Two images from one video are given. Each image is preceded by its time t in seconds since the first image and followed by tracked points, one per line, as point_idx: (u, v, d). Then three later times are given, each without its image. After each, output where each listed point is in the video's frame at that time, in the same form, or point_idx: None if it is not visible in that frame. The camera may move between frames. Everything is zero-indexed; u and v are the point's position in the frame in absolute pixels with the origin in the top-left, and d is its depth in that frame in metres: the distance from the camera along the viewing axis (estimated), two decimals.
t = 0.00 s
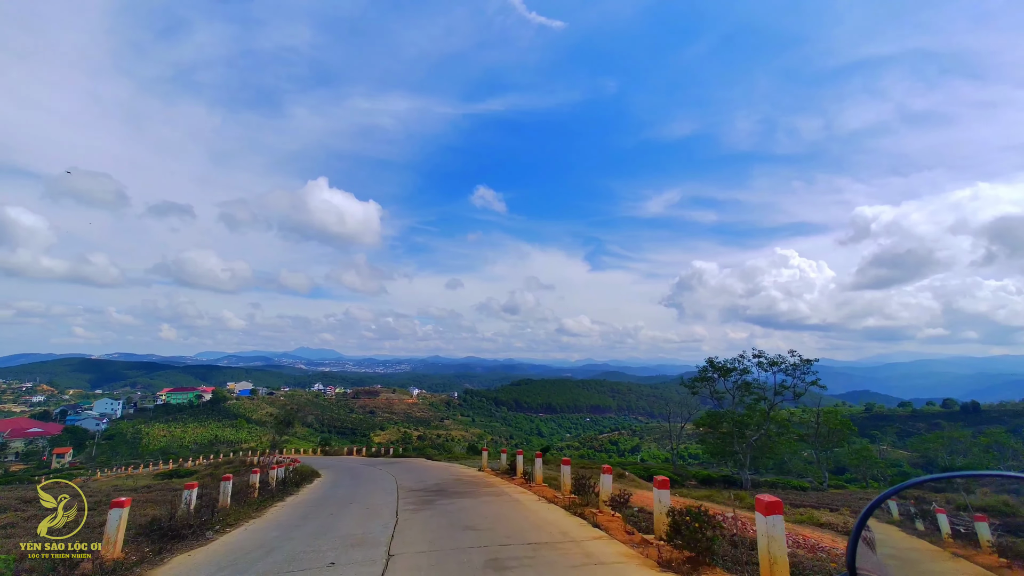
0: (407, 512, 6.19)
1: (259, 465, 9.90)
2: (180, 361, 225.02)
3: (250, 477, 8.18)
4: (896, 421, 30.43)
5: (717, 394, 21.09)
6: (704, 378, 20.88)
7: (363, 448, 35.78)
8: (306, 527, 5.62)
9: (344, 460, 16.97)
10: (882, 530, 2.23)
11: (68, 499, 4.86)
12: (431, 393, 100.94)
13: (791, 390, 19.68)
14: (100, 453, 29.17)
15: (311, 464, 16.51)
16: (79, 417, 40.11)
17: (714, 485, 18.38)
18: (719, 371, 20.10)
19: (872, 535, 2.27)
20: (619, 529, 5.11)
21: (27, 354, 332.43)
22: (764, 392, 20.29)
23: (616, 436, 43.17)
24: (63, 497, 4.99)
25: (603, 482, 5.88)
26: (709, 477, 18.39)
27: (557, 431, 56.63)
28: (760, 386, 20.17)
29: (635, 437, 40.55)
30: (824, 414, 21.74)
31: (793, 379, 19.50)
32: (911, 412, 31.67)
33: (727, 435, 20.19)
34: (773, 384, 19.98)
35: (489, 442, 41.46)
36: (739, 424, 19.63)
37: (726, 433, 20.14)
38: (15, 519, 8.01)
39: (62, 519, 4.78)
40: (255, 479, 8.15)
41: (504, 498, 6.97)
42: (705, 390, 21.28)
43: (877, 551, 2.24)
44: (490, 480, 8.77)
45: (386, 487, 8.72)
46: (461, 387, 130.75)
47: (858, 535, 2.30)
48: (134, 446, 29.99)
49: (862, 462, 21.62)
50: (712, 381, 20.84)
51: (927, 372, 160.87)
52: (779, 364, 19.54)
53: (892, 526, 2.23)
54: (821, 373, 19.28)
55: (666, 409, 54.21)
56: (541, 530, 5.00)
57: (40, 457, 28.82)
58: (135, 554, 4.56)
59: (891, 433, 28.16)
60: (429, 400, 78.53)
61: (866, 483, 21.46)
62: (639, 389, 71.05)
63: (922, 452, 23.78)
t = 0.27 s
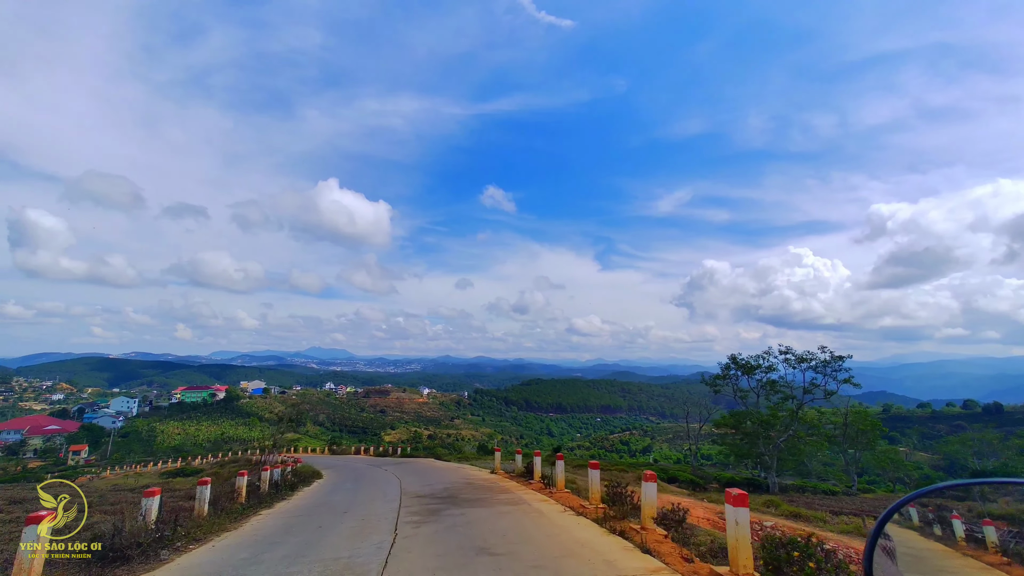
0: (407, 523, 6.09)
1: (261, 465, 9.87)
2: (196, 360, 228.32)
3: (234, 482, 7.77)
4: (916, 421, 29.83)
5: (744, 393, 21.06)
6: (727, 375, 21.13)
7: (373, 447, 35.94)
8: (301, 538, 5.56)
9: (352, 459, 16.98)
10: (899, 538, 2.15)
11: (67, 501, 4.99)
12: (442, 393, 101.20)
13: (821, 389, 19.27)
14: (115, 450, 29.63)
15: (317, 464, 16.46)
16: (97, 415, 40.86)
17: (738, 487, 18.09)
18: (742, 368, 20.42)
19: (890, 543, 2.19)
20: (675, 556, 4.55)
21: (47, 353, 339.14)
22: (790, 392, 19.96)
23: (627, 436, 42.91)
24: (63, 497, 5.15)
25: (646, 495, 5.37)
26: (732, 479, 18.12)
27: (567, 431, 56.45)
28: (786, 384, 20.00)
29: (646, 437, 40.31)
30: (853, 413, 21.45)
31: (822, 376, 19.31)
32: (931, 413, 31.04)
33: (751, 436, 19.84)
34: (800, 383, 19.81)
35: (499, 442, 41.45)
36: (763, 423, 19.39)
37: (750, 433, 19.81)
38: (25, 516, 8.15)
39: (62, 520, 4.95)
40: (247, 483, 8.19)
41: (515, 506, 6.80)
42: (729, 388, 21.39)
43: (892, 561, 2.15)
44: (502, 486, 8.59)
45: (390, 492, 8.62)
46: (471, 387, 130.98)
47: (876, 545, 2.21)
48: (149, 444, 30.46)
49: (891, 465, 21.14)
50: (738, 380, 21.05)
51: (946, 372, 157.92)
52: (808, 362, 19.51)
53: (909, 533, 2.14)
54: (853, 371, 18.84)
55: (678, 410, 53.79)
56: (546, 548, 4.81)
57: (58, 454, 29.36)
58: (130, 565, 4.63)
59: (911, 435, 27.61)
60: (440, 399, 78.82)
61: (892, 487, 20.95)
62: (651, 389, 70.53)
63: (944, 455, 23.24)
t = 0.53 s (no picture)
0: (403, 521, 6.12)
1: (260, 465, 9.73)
2: (205, 359, 230.27)
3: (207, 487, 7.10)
4: (930, 422, 29.38)
5: (763, 391, 20.34)
6: (746, 372, 20.43)
7: (379, 446, 35.94)
8: (295, 534, 5.62)
9: (357, 460, 16.97)
10: (934, 549, 2.03)
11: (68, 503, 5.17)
12: (448, 392, 101.25)
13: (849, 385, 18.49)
14: (123, 449, 29.89)
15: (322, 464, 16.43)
16: (106, 414, 41.20)
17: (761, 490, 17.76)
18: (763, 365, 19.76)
19: (926, 557, 2.06)
20: None
21: (59, 352, 343.38)
22: (815, 389, 19.15)
23: (635, 436, 42.64)
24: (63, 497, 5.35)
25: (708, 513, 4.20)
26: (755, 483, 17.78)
27: (574, 431, 56.26)
28: (811, 382, 19.22)
29: (653, 438, 40.09)
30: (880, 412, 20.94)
31: (850, 372, 18.45)
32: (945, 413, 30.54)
33: (775, 438, 19.51)
34: (826, 379, 19.00)
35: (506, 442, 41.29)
36: (786, 424, 18.89)
37: (772, 434, 19.50)
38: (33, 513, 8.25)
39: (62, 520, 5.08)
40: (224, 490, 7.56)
41: (519, 508, 6.74)
42: (750, 386, 20.60)
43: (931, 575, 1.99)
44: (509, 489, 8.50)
45: (392, 492, 8.61)
46: (478, 386, 130.97)
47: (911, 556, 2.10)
48: (157, 442, 30.64)
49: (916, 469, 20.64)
50: (757, 377, 20.33)
51: (957, 373, 155.90)
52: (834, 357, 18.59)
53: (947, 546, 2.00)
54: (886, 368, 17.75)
55: (686, 410, 53.42)
56: (547, 544, 4.77)
57: (67, 452, 29.69)
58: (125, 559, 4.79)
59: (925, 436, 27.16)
60: (446, 399, 78.93)
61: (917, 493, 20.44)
62: (658, 389, 70.07)
63: (961, 458, 22.80)
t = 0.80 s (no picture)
0: (396, 522, 6.09)
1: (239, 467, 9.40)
2: (210, 359, 231.41)
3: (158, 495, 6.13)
4: (939, 422, 29.01)
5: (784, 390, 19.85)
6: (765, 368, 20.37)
7: (382, 445, 35.87)
8: (256, 557, 4.75)
9: (357, 460, 16.87)
10: (927, 524, 1.88)
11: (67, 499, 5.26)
12: (452, 391, 101.19)
13: (875, 382, 17.39)
14: (126, 448, 29.97)
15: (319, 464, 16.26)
16: (111, 413, 41.33)
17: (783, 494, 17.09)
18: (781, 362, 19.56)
19: (919, 534, 1.90)
20: None
21: (66, 352, 345.51)
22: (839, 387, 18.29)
23: (639, 436, 42.40)
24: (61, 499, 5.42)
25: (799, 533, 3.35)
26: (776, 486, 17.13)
27: (578, 431, 56.12)
28: (832, 378, 18.47)
29: (657, 438, 39.91)
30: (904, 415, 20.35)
31: (876, 369, 17.35)
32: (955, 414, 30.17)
33: (796, 439, 18.99)
34: (851, 376, 18.00)
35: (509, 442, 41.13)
36: (807, 424, 18.45)
37: (791, 435, 19.01)
38: (29, 513, 8.21)
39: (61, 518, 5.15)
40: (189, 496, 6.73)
41: (528, 518, 6.19)
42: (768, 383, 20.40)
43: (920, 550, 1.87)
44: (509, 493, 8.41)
45: (388, 492, 8.57)
46: (482, 386, 130.84)
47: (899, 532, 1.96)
48: (160, 442, 30.65)
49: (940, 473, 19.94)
50: (776, 375, 20.08)
51: (964, 373, 154.68)
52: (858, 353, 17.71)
53: (941, 520, 1.87)
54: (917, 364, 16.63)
55: (690, 410, 53.17)
56: None
57: (70, 451, 29.79)
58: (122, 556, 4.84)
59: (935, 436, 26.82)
60: (450, 398, 79.00)
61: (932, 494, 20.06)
62: (663, 389, 69.76)
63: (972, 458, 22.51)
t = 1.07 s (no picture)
0: (399, 530, 6.10)
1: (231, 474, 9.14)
2: (212, 359, 231.65)
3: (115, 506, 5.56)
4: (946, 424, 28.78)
5: (807, 388, 19.35)
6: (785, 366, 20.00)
7: (385, 446, 35.76)
8: None
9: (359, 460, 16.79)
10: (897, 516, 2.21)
11: (66, 499, 5.26)
12: (454, 391, 101.09)
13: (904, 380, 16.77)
14: (127, 448, 29.89)
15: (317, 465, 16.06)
16: (113, 412, 41.40)
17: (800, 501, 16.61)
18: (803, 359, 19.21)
19: (888, 521, 2.23)
20: None
21: (68, 352, 346.51)
22: (863, 384, 17.86)
23: (642, 436, 42.28)
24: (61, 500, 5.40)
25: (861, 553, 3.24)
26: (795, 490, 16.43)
27: (580, 431, 56.01)
28: (856, 375, 18.07)
29: (660, 438, 39.79)
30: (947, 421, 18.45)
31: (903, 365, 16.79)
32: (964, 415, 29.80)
33: (819, 440, 18.11)
34: (875, 374, 17.61)
35: (512, 442, 41.04)
36: (829, 423, 17.72)
37: (814, 436, 18.24)
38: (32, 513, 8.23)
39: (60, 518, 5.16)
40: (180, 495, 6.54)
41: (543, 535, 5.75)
42: (788, 381, 19.99)
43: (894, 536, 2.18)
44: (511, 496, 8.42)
45: (376, 502, 8.17)
46: (484, 387, 130.74)
47: (873, 519, 2.26)
48: (161, 441, 30.66)
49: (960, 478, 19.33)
50: (795, 373, 19.74)
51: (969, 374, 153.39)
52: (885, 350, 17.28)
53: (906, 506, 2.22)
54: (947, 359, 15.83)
55: (693, 410, 53.02)
56: None
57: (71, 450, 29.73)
58: (123, 560, 4.83)
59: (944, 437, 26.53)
60: (452, 398, 78.91)
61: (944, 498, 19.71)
62: (665, 389, 69.62)
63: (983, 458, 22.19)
